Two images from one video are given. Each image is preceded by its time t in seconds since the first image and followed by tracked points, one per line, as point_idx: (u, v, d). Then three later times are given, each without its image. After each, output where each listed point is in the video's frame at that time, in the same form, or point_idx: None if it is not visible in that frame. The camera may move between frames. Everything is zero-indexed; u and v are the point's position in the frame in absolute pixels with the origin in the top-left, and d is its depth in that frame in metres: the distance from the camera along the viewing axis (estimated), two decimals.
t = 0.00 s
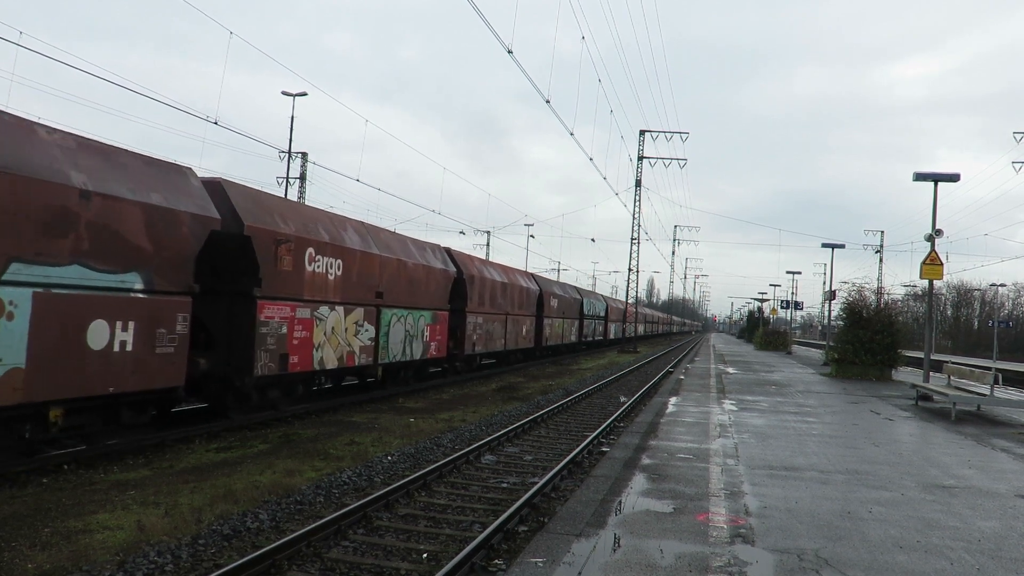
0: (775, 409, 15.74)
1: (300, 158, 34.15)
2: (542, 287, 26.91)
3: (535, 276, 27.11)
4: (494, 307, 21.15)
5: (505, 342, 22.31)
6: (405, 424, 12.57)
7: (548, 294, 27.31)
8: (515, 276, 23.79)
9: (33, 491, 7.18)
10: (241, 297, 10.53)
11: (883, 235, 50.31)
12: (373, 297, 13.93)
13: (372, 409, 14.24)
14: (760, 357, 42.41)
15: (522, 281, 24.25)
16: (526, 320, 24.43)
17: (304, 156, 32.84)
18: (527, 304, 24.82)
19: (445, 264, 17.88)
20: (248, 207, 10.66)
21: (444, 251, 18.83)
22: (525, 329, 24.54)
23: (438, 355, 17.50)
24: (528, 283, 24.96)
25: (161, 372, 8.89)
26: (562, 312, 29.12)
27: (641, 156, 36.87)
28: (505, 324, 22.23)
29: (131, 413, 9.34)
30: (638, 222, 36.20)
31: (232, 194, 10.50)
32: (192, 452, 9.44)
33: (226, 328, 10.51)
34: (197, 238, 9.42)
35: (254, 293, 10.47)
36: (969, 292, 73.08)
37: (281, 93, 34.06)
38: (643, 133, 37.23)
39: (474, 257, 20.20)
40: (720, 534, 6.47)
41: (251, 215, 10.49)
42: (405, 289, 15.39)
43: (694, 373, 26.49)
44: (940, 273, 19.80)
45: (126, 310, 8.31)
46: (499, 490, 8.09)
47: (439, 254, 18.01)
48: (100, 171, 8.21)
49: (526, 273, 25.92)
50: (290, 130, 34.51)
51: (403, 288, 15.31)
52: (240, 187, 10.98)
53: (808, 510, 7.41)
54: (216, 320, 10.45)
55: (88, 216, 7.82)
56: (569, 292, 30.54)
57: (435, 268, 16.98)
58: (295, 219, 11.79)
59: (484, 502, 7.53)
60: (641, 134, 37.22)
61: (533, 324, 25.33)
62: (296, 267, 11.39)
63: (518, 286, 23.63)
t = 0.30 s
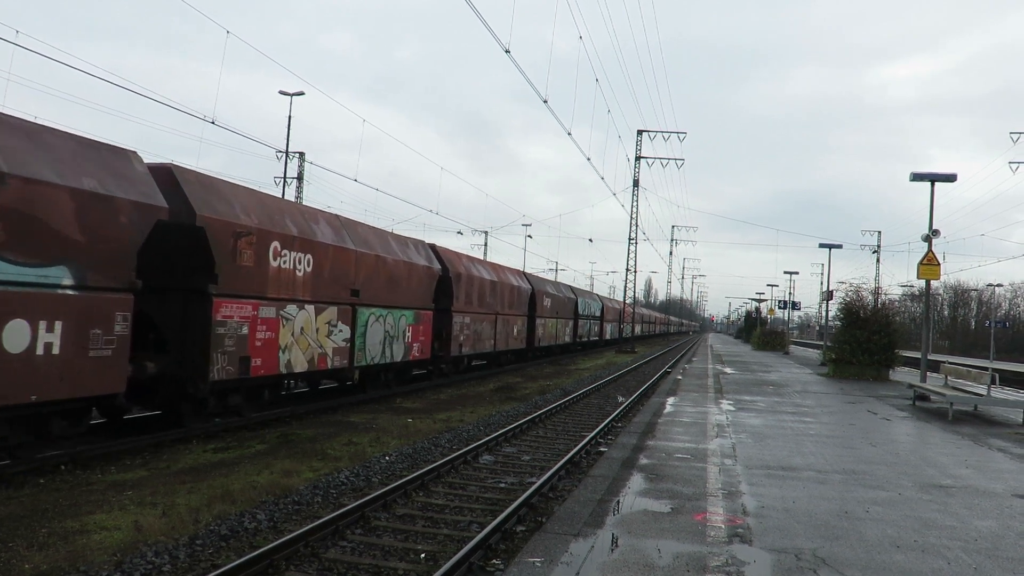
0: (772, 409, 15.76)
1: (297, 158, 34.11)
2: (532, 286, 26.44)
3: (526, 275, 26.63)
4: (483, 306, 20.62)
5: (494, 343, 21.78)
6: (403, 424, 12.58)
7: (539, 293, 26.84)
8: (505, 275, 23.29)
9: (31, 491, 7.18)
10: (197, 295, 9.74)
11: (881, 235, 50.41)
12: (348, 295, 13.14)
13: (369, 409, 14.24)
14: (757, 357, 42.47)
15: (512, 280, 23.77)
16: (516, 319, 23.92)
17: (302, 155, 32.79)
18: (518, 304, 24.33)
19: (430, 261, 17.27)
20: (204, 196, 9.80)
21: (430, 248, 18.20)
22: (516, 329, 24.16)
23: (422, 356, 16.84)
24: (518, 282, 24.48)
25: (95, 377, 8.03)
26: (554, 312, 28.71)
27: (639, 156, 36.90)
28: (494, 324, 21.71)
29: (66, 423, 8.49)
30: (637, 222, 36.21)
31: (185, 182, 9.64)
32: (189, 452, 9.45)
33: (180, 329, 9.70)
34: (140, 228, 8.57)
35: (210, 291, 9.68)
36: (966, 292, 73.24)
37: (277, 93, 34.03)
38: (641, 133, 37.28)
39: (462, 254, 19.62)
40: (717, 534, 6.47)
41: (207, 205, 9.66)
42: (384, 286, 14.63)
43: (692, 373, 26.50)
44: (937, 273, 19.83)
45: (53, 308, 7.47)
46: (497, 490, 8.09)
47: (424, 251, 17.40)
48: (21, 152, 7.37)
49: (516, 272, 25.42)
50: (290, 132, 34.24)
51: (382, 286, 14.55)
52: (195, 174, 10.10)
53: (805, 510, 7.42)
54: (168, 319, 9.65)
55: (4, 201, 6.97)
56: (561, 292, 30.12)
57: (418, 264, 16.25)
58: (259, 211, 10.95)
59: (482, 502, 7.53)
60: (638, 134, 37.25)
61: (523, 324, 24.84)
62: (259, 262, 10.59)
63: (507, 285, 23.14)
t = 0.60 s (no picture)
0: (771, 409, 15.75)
1: (295, 157, 34.05)
2: (524, 285, 25.86)
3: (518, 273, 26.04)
4: (472, 305, 19.99)
5: (483, 343, 21.14)
6: (401, 424, 12.57)
7: (531, 292, 26.24)
8: (495, 272, 22.65)
9: (29, 491, 7.17)
10: (141, 290, 8.81)
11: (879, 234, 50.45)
12: (319, 293, 12.31)
13: (367, 409, 14.22)
14: (755, 357, 42.52)
15: (503, 278, 23.17)
16: (507, 318, 23.33)
17: (300, 155, 32.70)
18: (509, 302, 23.73)
19: (416, 258, 16.57)
20: (150, 183, 8.89)
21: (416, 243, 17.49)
22: (507, 329, 23.54)
23: (406, 358, 16.12)
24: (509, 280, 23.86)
25: (13, 382, 7.19)
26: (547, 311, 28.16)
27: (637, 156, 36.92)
28: (485, 323, 21.10)
29: None
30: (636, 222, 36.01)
31: (129, 167, 8.72)
32: (188, 452, 9.43)
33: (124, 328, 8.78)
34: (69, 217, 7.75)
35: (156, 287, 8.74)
36: (964, 292, 73.32)
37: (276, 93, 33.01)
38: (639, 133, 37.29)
39: (449, 250, 18.93)
40: (716, 534, 6.47)
41: (151, 192, 8.74)
42: (360, 284, 13.80)
43: (690, 372, 26.50)
44: (935, 273, 19.84)
45: None
46: (495, 490, 8.08)
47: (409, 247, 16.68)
48: None
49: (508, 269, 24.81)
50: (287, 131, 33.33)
51: (359, 283, 13.72)
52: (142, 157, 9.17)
53: (804, 510, 7.42)
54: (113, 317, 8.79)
55: None
56: (553, 291, 29.59)
57: (398, 259, 15.43)
58: (217, 200, 10.06)
59: (480, 503, 7.52)
60: (636, 133, 37.25)
61: (515, 323, 24.25)
62: (215, 255, 9.71)
63: (498, 283, 22.51)
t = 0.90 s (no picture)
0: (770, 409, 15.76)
1: (294, 157, 33.96)
2: (517, 283, 25.26)
3: (511, 271, 25.43)
4: (462, 303, 19.33)
5: (474, 344, 20.49)
6: (401, 424, 12.58)
7: (524, 291, 25.63)
8: (486, 270, 22.01)
9: (28, 491, 7.17)
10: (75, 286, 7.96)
11: (879, 234, 50.47)
12: (290, 290, 11.47)
13: (367, 409, 14.23)
14: (755, 357, 42.54)
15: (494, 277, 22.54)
16: (499, 317, 22.72)
17: (299, 154, 32.62)
18: (501, 301, 23.12)
19: (400, 255, 15.88)
20: (88, 167, 8.07)
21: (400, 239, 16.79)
22: (499, 330, 22.90)
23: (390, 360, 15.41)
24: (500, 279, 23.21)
25: None
26: (540, 310, 27.61)
27: (636, 156, 36.90)
28: (475, 322, 20.46)
29: None
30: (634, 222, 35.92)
31: (64, 150, 7.91)
32: (188, 452, 9.44)
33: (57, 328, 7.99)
34: None
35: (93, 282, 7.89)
36: (964, 292, 73.33)
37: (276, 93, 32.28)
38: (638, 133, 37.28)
39: (437, 246, 18.26)
40: (715, 534, 6.47)
41: (88, 177, 7.92)
42: (336, 281, 12.96)
43: (690, 372, 26.51)
44: (935, 274, 19.83)
45: None
46: (495, 490, 8.09)
47: (393, 242, 15.97)
48: None
49: (500, 268, 24.19)
50: (286, 132, 32.79)
51: (335, 280, 12.88)
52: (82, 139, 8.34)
53: (803, 510, 7.42)
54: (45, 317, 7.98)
55: None
56: (548, 290, 29.06)
57: (379, 256, 14.59)
58: (169, 188, 9.23)
59: (480, 503, 7.52)
60: (637, 133, 37.23)
61: (507, 323, 23.65)
62: (166, 247, 8.87)
63: (489, 282, 21.87)
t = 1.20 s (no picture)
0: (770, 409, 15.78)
1: (295, 158, 33.96)
2: (510, 281, 24.41)
3: (504, 269, 24.57)
4: (450, 302, 18.39)
5: (463, 344, 19.58)
6: (401, 424, 12.59)
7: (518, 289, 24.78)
8: (477, 267, 21.10)
9: (28, 491, 7.17)
10: None
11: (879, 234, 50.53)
12: (254, 287, 10.50)
13: (367, 409, 14.24)
14: (755, 357, 42.59)
15: (485, 274, 21.61)
16: (491, 317, 21.82)
17: (299, 154, 32.63)
18: (493, 300, 22.24)
19: (382, 250, 14.92)
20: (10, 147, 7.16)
21: (383, 234, 15.81)
22: (490, 330, 22.01)
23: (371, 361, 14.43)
24: (492, 277, 22.31)
25: None
26: (534, 310, 26.89)
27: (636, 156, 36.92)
28: (464, 322, 19.55)
29: None
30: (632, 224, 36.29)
31: None
32: (187, 452, 9.44)
33: None
34: None
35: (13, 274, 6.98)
36: (964, 292, 73.36)
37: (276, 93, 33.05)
38: (638, 133, 37.29)
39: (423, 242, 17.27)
40: (715, 534, 6.48)
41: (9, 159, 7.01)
42: (309, 278, 11.99)
43: (690, 372, 26.51)
44: (935, 274, 19.84)
45: None
46: (495, 490, 8.09)
47: (373, 237, 15.01)
48: None
49: (492, 265, 23.33)
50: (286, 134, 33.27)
51: (307, 277, 11.91)
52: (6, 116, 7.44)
53: (803, 510, 7.42)
54: None
55: None
56: (542, 289, 28.33)
57: (356, 251, 13.63)
58: (110, 173, 8.30)
59: (480, 503, 7.53)
60: (636, 134, 37.23)
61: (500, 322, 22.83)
62: (105, 239, 7.93)
63: (481, 279, 20.96)
